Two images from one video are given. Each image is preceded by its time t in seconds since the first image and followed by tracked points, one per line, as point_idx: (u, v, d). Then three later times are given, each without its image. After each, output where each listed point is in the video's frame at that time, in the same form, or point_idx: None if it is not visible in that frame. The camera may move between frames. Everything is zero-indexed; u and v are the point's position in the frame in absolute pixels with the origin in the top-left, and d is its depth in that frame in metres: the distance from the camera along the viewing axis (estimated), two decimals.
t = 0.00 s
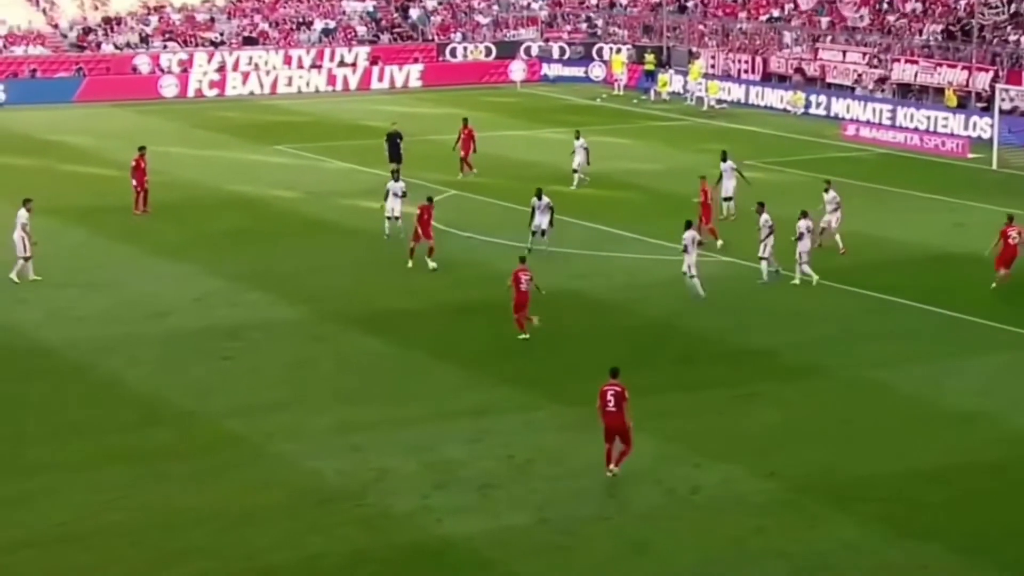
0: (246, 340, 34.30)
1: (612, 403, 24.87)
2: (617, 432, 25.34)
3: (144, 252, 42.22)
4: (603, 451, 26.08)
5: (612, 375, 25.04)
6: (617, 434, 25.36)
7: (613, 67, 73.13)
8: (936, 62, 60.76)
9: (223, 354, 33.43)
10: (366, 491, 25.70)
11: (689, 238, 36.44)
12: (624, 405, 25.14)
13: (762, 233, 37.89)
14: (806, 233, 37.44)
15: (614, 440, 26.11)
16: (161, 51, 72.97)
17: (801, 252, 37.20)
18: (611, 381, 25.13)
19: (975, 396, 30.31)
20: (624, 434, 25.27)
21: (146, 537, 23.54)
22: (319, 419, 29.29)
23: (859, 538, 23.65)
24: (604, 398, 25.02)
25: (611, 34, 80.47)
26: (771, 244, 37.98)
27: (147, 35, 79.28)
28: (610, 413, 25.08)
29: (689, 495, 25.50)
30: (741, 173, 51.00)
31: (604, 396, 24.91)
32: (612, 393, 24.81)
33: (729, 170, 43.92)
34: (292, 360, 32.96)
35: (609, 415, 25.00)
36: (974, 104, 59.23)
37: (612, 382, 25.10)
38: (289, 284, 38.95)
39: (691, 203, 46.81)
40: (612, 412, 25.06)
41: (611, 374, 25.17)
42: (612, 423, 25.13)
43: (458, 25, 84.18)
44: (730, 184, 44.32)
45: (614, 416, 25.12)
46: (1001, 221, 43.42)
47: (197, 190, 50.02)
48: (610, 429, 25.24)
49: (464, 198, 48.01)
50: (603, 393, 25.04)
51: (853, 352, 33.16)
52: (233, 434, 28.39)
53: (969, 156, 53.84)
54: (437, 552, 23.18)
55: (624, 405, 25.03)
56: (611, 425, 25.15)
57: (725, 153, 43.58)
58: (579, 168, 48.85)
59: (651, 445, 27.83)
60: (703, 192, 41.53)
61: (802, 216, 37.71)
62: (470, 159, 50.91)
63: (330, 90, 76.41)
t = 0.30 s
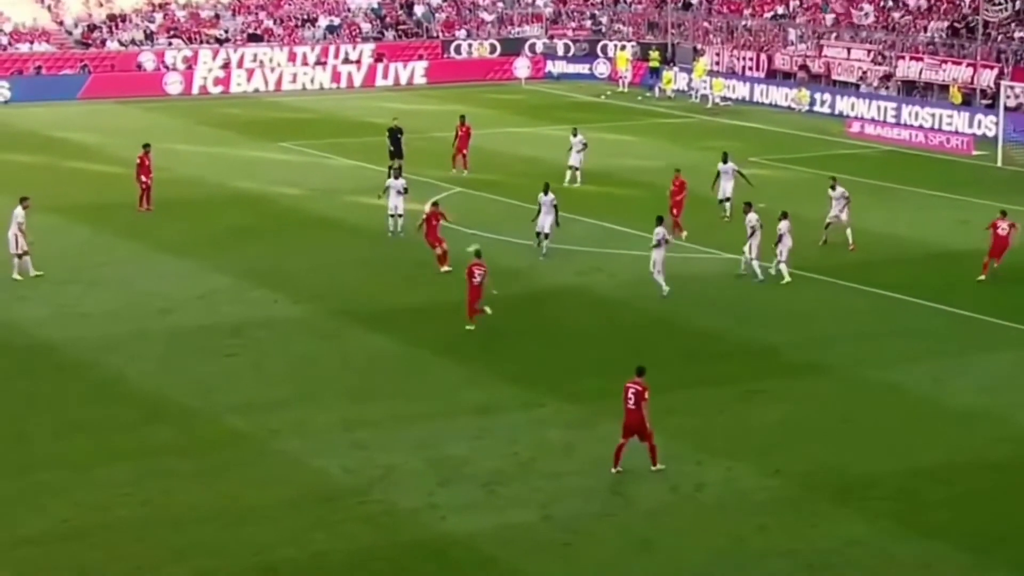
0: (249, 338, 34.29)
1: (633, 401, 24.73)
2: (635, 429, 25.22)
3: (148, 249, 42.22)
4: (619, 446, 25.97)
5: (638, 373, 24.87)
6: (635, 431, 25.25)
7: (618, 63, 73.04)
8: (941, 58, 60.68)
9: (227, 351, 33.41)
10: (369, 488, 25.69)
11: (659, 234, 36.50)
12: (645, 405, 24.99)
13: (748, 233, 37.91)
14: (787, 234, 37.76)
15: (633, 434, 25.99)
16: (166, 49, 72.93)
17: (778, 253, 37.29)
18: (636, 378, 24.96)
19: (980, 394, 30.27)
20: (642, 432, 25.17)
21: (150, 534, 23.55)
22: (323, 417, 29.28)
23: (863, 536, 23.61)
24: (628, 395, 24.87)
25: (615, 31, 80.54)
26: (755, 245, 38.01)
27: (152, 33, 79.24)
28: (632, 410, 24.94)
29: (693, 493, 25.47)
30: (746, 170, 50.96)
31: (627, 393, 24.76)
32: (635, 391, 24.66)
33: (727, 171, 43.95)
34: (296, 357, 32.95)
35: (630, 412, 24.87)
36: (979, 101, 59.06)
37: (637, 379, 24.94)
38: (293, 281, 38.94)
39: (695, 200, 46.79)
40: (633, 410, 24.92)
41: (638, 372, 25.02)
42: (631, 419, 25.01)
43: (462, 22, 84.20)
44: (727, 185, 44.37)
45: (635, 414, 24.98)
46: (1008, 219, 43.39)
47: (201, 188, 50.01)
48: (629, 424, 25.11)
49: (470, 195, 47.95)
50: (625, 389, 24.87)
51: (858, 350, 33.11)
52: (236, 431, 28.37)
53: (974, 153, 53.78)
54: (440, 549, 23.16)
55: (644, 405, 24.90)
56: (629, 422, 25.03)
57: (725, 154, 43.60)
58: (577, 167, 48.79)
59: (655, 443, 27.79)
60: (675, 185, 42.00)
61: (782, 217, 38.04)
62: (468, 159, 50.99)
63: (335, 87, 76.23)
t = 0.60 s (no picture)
0: (226, 340, 34.17)
1: (628, 400, 24.75)
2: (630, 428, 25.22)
3: (123, 252, 42.05)
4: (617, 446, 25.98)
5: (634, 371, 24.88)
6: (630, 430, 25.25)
7: (593, 66, 73.00)
8: (915, 61, 60.86)
9: (204, 353, 33.29)
10: (347, 491, 25.62)
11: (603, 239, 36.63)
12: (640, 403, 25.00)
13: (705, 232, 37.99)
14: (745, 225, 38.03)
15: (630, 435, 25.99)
16: (139, 51, 72.55)
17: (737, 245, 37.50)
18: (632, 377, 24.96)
19: (958, 396, 30.33)
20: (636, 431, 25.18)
21: (127, 537, 23.43)
22: (299, 419, 29.19)
23: (841, 538, 23.64)
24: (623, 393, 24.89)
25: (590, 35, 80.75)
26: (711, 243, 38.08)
27: (125, 35, 78.88)
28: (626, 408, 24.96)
29: (672, 495, 25.47)
30: (720, 172, 51.07)
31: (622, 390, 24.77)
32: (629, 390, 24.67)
33: (696, 174, 43.99)
34: (272, 360, 32.84)
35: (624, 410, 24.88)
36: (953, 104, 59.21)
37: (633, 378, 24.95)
38: (269, 284, 38.84)
39: (670, 203, 46.87)
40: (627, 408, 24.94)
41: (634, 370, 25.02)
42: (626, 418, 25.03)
43: (436, 25, 84.07)
44: (696, 189, 44.35)
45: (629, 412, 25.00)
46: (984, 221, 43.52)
47: (176, 190, 49.84)
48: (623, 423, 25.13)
49: (446, 198, 47.86)
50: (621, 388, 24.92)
51: (834, 352, 33.17)
52: (212, 434, 28.27)
53: (948, 156, 53.95)
54: (419, 552, 23.10)
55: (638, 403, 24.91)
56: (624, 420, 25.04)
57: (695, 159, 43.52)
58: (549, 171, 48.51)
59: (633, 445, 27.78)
60: (623, 193, 42.00)
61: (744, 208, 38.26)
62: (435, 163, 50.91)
63: (309, 90, 76.17)
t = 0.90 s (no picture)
0: (171, 344, 33.91)
1: (592, 404, 24.70)
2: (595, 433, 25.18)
3: (66, 256, 41.67)
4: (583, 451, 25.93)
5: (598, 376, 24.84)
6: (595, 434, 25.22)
7: (539, 69, 72.92)
8: (860, 64, 61.12)
9: (148, 358, 33.02)
10: (293, 495, 25.44)
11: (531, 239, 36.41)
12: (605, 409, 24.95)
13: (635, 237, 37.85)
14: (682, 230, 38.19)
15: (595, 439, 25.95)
16: (81, 53, 71.60)
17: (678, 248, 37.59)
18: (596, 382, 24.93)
19: (903, 398, 30.44)
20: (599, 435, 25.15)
21: (69, 544, 23.18)
22: (245, 423, 28.99)
23: (787, 539, 23.67)
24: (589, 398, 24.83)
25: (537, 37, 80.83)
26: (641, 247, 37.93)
27: (67, 38, 78.05)
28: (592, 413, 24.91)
29: (619, 497, 25.44)
30: (665, 174, 51.18)
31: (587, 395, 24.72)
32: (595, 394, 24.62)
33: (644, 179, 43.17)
34: (218, 364, 32.62)
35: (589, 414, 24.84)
36: (897, 107, 59.47)
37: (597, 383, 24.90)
38: (214, 288, 38.57)
39: (616, 205, 46.92)
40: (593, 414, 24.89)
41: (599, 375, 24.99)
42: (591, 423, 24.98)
43: (382, 27, 83.54)
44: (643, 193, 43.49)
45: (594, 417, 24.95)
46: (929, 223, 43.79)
47: (119, 194, 49.46)
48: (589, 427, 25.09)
49: (393, 201, 47.69)
50: (586, 391, 24.85)
51: (780, 354, 33.23)
52: (156, 438, 28.03)
53: (892, 159, 54.23)
54: (365, 557, 22.96)
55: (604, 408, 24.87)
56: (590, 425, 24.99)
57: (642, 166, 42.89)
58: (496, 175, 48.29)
59: (580, 448, 27.74)
60: (553, 187, 42.22)
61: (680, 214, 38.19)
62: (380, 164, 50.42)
63: (254, 93, 75.76)
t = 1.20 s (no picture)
0: (102, 352, 33.27)
1: (549, 404, 24.90)
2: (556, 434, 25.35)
3: None
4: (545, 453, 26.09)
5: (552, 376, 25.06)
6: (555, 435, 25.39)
7: (476, 72, 72.07)
8: (798, 68, 61.20)
9: (79, 366, 32.38)
10: (228, 504, 24.97)
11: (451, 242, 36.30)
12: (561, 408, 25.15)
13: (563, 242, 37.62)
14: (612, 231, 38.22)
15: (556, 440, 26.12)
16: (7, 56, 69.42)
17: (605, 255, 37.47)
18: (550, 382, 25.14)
19: (844, 403, 30.29)
20: (561, 435, 25.29)
21: None
22: (178, 432, 28.45)
23: (728, 545, 23.43)
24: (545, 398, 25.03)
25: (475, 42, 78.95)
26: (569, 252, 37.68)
27: None
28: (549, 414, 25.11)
29: (558, 504, 25.13)
30: (602, 179, 50.92)
31: (543, 397, 24.92)
32: (550, 394, 24.82)
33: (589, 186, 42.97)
34: (150, 371, 32.03)
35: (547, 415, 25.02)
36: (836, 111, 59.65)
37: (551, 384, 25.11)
38: (146, 295, 37.91)
39: (554, 210, 46.60)
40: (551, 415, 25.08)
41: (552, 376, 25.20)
42: (550, 424, 25.15)
43: (317, 31, 82.03)
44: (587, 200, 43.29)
45: (552, 417, 25.13)
46: (866, 228, 43.76)
47: (48, 200, 48.56)
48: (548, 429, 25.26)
49: (329, 207, 47.18)
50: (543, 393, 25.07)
51: (720, 359, 33.00)
52: (87, 447, 27.45)
53: (831, 163, 54.26)
54: (301, 566, 22.52)
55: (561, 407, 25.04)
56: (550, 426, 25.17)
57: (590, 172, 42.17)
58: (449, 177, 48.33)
59: (519, 455, 27.40)
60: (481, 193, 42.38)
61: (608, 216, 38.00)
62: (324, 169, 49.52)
63: (186, 98, 73.81)
